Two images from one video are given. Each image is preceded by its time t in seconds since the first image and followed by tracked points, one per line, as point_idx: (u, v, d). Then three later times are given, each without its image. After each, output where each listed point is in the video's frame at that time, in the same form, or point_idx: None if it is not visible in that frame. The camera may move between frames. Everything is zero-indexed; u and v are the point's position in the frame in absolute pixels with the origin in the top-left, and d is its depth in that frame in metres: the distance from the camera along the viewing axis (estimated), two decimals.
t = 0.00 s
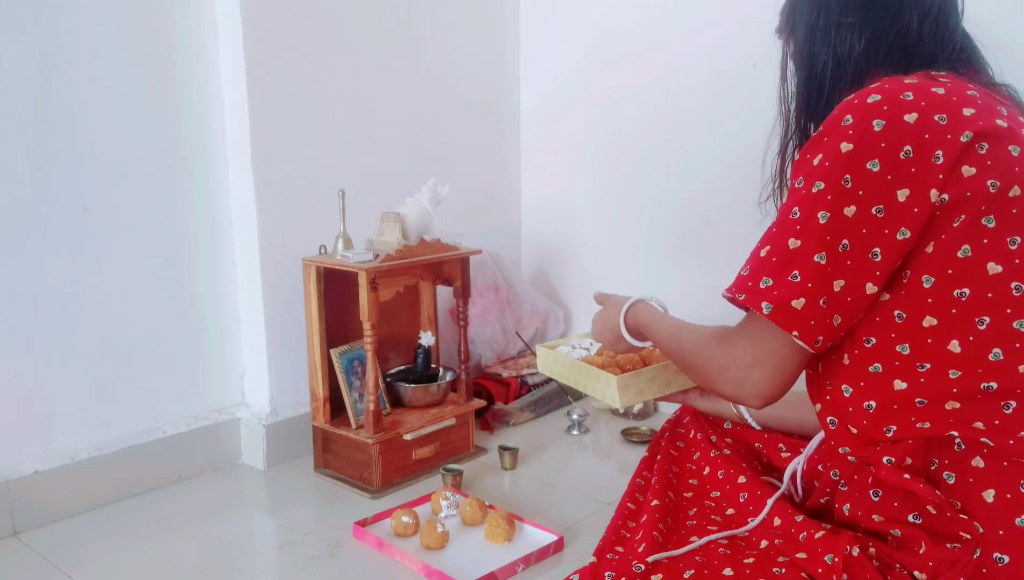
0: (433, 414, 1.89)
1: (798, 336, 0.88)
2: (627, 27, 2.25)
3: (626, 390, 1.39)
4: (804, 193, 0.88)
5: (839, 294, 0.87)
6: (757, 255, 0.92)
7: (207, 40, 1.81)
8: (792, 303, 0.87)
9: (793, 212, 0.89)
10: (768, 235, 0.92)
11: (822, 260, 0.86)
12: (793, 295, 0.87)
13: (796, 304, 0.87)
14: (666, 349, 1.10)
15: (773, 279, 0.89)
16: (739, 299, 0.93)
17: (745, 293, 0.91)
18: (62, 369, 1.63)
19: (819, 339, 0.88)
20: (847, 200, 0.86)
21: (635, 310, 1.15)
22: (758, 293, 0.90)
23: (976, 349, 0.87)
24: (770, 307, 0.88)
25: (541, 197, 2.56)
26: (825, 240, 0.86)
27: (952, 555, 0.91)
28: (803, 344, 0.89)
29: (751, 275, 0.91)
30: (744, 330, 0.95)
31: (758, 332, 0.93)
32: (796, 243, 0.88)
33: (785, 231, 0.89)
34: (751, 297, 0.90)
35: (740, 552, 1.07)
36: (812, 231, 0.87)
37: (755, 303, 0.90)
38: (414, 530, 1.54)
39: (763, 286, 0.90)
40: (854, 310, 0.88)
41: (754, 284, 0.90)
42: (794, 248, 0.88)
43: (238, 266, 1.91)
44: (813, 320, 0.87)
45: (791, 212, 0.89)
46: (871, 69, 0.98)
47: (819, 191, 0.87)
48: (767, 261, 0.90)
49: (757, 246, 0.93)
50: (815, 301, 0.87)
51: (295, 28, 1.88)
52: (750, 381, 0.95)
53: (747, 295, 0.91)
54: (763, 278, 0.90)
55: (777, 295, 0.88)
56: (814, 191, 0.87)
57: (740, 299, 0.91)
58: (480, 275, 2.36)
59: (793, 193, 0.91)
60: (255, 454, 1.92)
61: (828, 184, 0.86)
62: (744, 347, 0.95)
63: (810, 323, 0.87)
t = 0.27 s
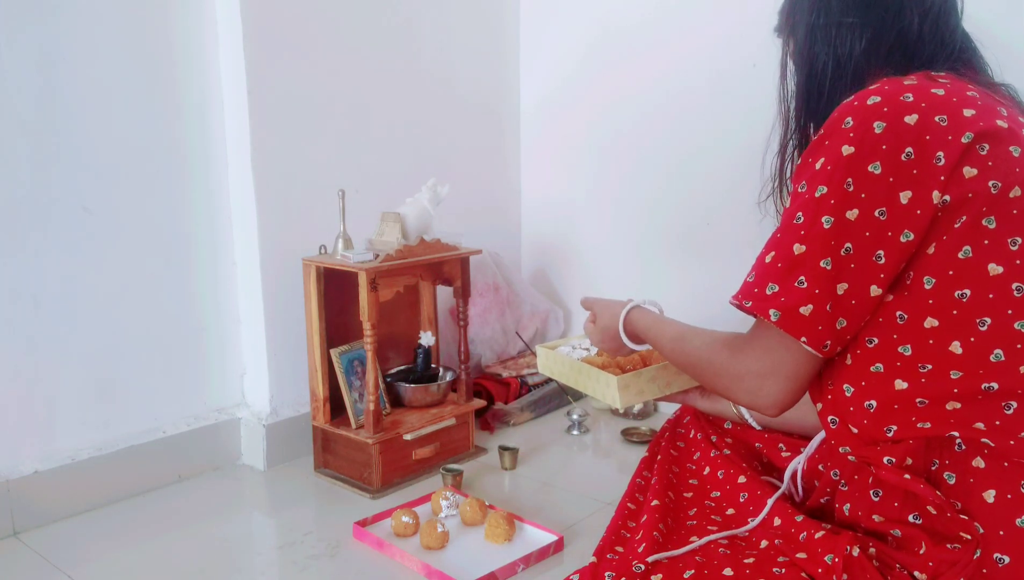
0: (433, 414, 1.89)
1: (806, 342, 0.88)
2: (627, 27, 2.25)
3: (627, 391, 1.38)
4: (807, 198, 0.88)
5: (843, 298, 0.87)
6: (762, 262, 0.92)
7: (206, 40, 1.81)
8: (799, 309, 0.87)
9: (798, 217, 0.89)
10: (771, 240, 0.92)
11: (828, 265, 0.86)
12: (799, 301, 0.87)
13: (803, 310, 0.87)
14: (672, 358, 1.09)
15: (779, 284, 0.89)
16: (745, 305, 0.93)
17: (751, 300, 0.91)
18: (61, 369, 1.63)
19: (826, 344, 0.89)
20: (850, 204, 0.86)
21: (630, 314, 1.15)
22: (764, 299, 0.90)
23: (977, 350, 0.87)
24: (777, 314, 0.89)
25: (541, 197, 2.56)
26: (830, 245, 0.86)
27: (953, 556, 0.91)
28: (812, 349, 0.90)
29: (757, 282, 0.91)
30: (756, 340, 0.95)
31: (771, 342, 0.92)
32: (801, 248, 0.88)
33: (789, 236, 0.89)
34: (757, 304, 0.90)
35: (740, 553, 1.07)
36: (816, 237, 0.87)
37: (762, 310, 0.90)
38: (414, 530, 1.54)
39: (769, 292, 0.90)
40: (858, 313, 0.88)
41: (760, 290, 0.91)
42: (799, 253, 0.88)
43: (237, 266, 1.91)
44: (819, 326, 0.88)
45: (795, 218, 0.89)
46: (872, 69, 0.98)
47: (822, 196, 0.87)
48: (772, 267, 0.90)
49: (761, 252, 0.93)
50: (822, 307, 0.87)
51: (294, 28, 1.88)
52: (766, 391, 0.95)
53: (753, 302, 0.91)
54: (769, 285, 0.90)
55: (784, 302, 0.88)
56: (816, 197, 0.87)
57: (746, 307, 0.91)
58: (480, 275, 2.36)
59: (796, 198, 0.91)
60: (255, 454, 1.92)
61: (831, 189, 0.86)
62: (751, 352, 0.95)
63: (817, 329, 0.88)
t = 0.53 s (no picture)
0: (433, 414, 1.89)
1: (811, 343, 0.88)
2: (627, 27, 2.25)
3: (626, 391, 1.35)
4: (813, 197, 0.88)
5: (848, 299, 0.87)
6: (766, 260, 0.91)
7: (207, 41, 1.81)
8: (804, 310, 0.87)
9: (803, 217, 0.88)
10: (776, 239, 0.92)
11: (833, 265, 0.86)
12: (805, 302, 0.87)
13: (808, 311, 0.87)
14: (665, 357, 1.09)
15: (784, 284, 0.89)
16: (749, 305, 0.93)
17: (755, 300, 0.91)
18: (62, 369, 1.63)
19: (831, 344, 0.88)
20: (857, 204, 0.86)
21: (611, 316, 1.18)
22: (769, 299, 0.90)
23: (981, 352, 0.87)
24: (782, 314, 0.88)
25: (541, 197, 2.56)
26: (836, 246, 0.86)
27: (953, 556, 0.91)
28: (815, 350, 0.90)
29: (762, 282, 0.91)
30: (757, 341, 0.94)
31: (774, 343, 0.92)
32: (807, 248, 0.87)
33: (795, 236, 0.89)
34: (762, 304, 0.90)
35: (740, 552, 1.07)
36: (823, 237, 0.86)
37: (766, 310, 0.90)
38: (414, 529, 1.54)
39: (773, 292, 0.89)
40: (863, 314, 0.88)
41: (765, 290, 0.90)
42: (804, 253, 0.88)
43: (237, 266, 1.91)
44: (824, 326, 0.87)
45: (801, 217, 0.89)
46: (883, 65, 0.98)
47: (829, 195, 0.87)
48: (778, 267, 0.90)
49: (766, 251, 0.93)
50: (827, 307, 0.87)
51: (294, 28, 1.88)
52: (766, 392, 0.95)
53: (758, 302, 0.91)
54: (774, 285, 0.90)
55: (789, 302, 0.88)
56: (824, 196, 0.87)
57: (751, 306, 0.91)
58: (480, 275, 2.36)
59: (801, 197, 0.91)
60: (255, 454, 1.92)
61: (838, 189, 0.86)
62: (754, 353, 0.94)
63: (822, 330, 0.87)
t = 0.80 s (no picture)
0: (434, 414, 1.89)
1: (840, 367, 0.87)
2: (626, 27, 2.25)
3: (629, 402, 1.40)
4: (837, 215, 0.86)
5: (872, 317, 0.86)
6: (790, 282, 0.89)
7: (207, 41, 1.81)
8: (834, 334, 0.86)
9: (828, 235, 0.87)
10: (798, 258, 0.90)
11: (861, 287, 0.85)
12: (834, 326, 0.86)
13: (838, 335, 0.86)
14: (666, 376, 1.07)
15: (811, 308, 0.87)
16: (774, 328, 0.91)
17: (782, 325, 0.89)
18: (61, 369, 1.63)
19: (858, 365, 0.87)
20: (882, 221, 0.84)
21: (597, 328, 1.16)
22: (796, 323, 0.88)
23: (998, 366, 0.87)
24: (812, 340, 0.87)
25: (541, 197, 2.56)
26: (863, 265, 0.84)
27: (958, 565, 0.91)
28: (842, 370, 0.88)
29: (787, 304, 0.89)
30: (777, 360, 0.94)
31: (798, 361, 0.91)
32: (834, 269, 0.85)
33: (819, 256, 0.87)
34: (790, 328, 0.89)
35: (743, 553, 1.07)
36: (849, 256, 0.85)
37: (795, 336, 0.88)
38: (414, 530, 1.54)
39: (800, 316, 0.88)
40: (884, 330, 0.88)
41: (791, 313, 0.89)
42: (831, 274, 0.86)
43: (237, 266, 1.91)
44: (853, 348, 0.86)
45: (825, 236, 0.87)
46: (922, 58, 0.94)
47: (854, 213, 0.85)
48: (803, 289, 0.88)
49: (788, 269, 0.91)
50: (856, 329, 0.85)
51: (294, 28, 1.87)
52: (787, 410, 0.94)
53: (785, 326, 0.89)
54: (800, 308, 0.88)
55: (818, 327, 0.87)
56: (848, 213, 0.85)
57: (778, 331, 0.89)
58: (480, 275, 2.36)
59: (823, 213, 0.89)
60: (255, 454, 1.92)
61: (863, 206, 0.84)
62: (774, 372, 0.94)
63: (851, 352, 0.86)
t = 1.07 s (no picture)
0: (434, 414, 1.89)
1: (841, 368, 0.87)
2: (626, 27, 2.25)
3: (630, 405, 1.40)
4: (840, 215, 0.86)
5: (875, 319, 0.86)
6: (793, 281, 0.89)
7: (207, 40, 1.81)
8: (835, 335, 0.86)
9: (831, 235, 0.86)
10: (800, 257, 0.89)
11: (864, 287, 0.84)
12: (837, 326, 0.86)
13: (840, 336, 0.86)
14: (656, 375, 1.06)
15: (813, 308, 0.87)
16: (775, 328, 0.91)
17: (783, 324, 0.89)
18: (61, 369, 1.62)
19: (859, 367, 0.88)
20: (887, 222, 0.84)
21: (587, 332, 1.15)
22: (798, 323, 0.88)
23: (1002, 368, 0.87)
24: (813, 340, 0.87)
25: (541, 197, 2.56)
26: (867, 266, 0.84)
27: (960, 567, 0.91)
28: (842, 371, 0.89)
29: (789, 304, 0.89)
30: (772, 361, 0.93)
31: (793, 362, 0.91)
32: (837, 269, 0.85)
33: (821, 255, 0.87)
34: (791, 328, 0.88)
35: (744, 553, 1.07)
36: (853, 257, 0.84)
37: (796, 336, 0.88)
38: (414, 530, 1.54)
39: (802, 316, 0.88)
40: (887, 331, 0.88)
41: (792, 313, 0.88)
42: (833, 274, 0.86)
43: (237, 266, 1.91)
44: (854, 349, 0.86)
45: (829, 235, 0.86)
46: (929, 56, 0.94)
47: (858, 213, 0.85)
48: (806, 289, 0.88)
49: (790, 268, 0.90)
50: (858, 330, 0.85)
51: (295, 28, 1.87)
52: (782, 411, 0.94)
53: (786, 326, 0.89)
54: (803, 308, 0.88)
55: (820, 327, 0.86)
56: (852, 214, 0.85)
57: (780, 331, 0.89)
58: (480, 275, 2.36)
59: (826, 212, 0.89)
60: (255, 454, 1.92)
61: (868, 206, 0.84)
62: (769, 373, 0.93)
63: (853, 353, 0.86)
